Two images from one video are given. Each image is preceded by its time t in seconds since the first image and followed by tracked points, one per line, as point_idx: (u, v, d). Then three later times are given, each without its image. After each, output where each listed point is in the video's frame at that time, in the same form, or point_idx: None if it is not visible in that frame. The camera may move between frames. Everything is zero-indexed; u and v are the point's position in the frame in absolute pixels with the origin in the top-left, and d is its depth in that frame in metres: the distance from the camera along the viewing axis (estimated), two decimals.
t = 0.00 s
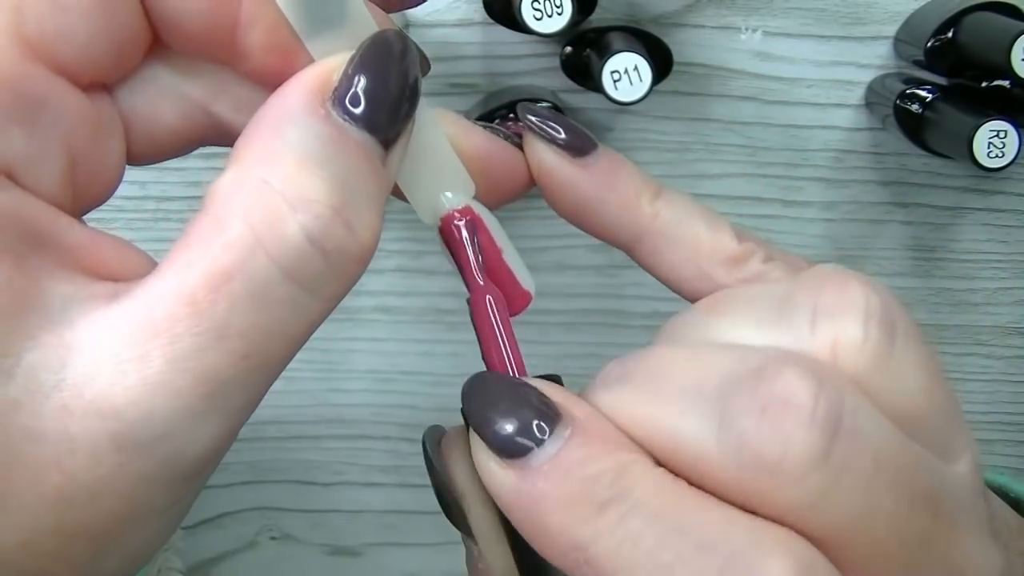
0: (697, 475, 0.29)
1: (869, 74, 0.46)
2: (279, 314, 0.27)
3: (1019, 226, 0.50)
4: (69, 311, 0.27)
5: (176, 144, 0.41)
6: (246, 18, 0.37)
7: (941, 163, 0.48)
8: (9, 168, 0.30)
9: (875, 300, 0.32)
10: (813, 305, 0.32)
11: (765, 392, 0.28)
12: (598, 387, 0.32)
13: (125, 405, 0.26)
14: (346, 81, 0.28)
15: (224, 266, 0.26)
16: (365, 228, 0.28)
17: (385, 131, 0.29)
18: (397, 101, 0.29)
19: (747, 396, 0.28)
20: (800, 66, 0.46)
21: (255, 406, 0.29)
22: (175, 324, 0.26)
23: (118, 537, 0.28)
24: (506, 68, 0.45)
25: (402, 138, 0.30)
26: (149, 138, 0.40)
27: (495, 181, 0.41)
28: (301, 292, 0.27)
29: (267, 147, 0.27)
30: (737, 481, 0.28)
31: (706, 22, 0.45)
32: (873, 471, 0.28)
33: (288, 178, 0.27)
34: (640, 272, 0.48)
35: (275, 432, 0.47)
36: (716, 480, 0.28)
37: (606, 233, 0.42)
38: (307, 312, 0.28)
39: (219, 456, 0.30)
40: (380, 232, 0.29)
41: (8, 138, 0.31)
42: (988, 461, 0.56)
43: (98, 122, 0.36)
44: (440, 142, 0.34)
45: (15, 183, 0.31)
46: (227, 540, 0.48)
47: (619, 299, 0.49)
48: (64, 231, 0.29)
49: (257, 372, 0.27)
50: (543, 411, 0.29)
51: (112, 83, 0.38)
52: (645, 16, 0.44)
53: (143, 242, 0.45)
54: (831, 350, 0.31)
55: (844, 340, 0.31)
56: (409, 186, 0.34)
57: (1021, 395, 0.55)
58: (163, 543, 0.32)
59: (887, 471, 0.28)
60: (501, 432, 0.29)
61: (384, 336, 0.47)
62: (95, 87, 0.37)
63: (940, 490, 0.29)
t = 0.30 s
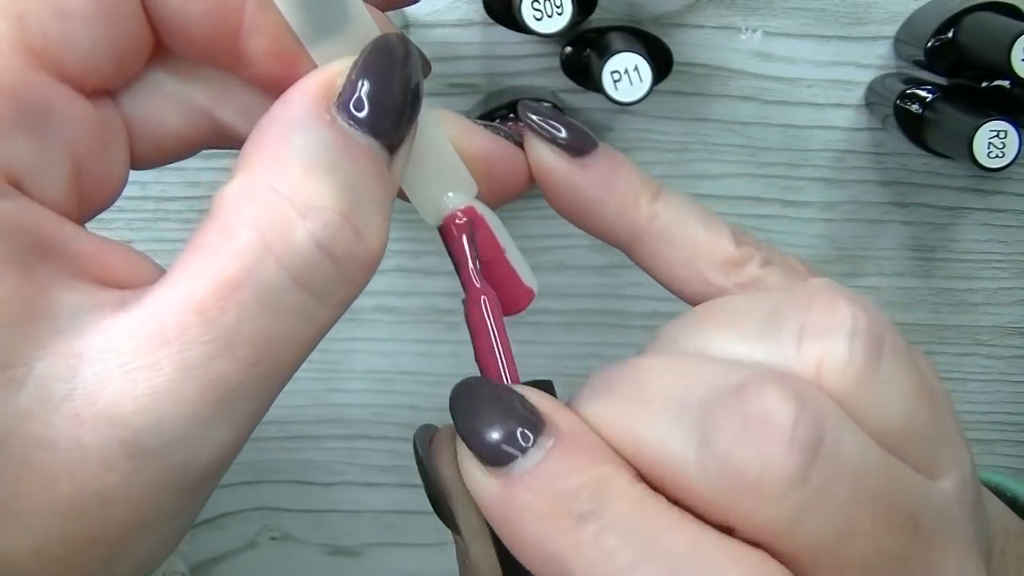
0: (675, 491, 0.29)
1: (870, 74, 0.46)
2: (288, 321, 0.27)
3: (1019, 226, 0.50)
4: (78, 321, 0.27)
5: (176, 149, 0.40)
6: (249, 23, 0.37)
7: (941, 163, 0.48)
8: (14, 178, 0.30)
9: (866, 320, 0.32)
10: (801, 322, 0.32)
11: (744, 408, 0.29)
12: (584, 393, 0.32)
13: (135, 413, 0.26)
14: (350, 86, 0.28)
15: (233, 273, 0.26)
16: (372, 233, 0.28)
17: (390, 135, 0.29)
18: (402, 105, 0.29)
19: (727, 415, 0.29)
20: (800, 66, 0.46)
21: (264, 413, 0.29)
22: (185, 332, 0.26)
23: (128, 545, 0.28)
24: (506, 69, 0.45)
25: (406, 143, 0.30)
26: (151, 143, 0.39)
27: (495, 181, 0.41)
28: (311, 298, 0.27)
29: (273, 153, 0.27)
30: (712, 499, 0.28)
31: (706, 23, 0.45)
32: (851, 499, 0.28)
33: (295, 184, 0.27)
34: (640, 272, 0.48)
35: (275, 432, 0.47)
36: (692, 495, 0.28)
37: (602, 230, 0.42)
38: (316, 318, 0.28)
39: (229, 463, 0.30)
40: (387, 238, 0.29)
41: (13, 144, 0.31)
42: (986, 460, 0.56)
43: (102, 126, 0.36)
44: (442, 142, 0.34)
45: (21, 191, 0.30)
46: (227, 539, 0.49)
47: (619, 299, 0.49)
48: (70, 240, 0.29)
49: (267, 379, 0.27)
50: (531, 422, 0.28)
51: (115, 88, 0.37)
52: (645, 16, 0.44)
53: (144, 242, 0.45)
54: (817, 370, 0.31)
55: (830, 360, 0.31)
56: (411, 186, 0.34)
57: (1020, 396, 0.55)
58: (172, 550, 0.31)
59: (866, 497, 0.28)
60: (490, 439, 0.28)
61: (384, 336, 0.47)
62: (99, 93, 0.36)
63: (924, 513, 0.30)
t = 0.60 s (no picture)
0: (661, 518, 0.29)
1: (870, 74, 0.46)
2: (293, 317, 0.27)
3: (1020, 225, 0.50)
4: (82, 319, 0.27)
5: (176, 149, 0.40)
6: (249, 25, 0.37)
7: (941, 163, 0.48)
8: (19, 179, 0.30)
9: (863, 354, 0.32)
10: (797, 353, 0.32)
11: (736, 446, 0.29)
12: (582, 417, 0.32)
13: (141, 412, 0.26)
14: (351, 84, 0.28)
15: (238, 271, 0.26)
16: (376, 230, 0.28)
17: (391, 133, 0.29)
18: (401, 103, 0.29)
19: (718, 451, 0.29)
20: (800, 66, 0.46)
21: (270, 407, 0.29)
22: (192, 331, 0.26)
23: (136, 542, 0.28)
24: (506, 69, 0.45)
25: (406, 140, 0.30)
26: (151, 142, 0.39)
27: (494, 178, 0.41)
28: (316, 296, 0.27)
29: (277, 153, 0.27)
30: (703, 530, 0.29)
31: (706, 23, 0.45)
32: (837, 534, 0.29)
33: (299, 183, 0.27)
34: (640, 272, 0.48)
35: (275, 432, 0.47)
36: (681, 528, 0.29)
37: (601, 236, 0.41)
38: (321, 314, 0.28)
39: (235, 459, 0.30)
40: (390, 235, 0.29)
41: (17, 146, 0.31)
42: (984, 460, 0.56)
43: (104, 128, 0.36)
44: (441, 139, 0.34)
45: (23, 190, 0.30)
46: (228, 539, 0.49)
47: (619, 299, 0.49)
48: (74, 237, 0.29)
49: (273, 376, 0.27)
50: (522, 443, 0.29)
51: (116, 87, 0.37)
52: (645, 16, 0.44)
53: (143, 242, 0.45)
54: (811, 405, 0.31)
55: (824, 394, 0.31)
56: (410, 182, 0.34)
57: (1019, 396, 0.55)
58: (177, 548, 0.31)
59: (853, 529, 0.29)
60: (482, 461, 0.29)
61: (384, 336, 0.47)
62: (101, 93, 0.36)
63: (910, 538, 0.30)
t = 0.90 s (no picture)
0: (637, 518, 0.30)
1: (870, 74, 0.46)
2: (299, 313, 0.27)
3: (1020, 226, 0.50)
4: (89, 316, 0.27)
5: (178, 146, 0.40)
6: (249, 24, 0.37)
7: (941, 163, 0.48)
8: (25, 177, 0.30)
9: (850, 364, 0.31)
10: (784, 360, 0.32)
11: (717, 454, 0.29)
12: (573, 425, 0.32)
13: (148, 408, 0.26)
14: (352, 78, 0.28)
15: (242, 266, 0.26)
16: (381, 225, 0.28)
17: (392, 128, 0.29)
18: (402, 99, 0.29)
19: (699, 457, 0.29)
20: (800, 66, 0.46)
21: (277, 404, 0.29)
22: (198, 327, 0.26)
23: (142, 540, 0.28)
24: (507, 68, 0.45)
25: (407, 135, 0.30)
26: (153, 139, 0.39)
27: (494, 172, 0.41)
28: (321, 290, 0.27)
29: (281, 148, 0.27)
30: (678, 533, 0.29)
31: (706, 23, 0.45)
32: (813, 540, 0.29)
33: (303, 178, 0.27)
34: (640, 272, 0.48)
35: (275, 432, 0.47)
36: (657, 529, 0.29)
37: (598, 234, 0.41)
38: (326, 309, 0.28)
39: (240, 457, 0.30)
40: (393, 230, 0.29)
41: (21, 146, 0.30)
42: (982, 459, 0.56)
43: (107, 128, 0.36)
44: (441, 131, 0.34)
45: (29, 188, 0.30)
46: (228, 539, 0.49)
47: (619, 299, 0.49)
48: (80, 235, 0.29)
49: (279, 371, 0.27)
50: (519, 450, 0.30)
51: (117, 87, 0.37)
52: (645, 16, 0.44)
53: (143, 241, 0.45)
54: (794, 413, 0.31)
55: (807, 405, 0.31)
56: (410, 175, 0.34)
57: (1018, 396, 0.55)
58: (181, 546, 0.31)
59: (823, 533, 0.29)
60: (481, 466, 0.30)
61: (384, 336, 0.47)
62: (104, 92, 0.36)
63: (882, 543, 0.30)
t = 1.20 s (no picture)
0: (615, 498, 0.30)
1: (870, 74, 0.46)
2: (298, 319, 0.27)
3: (1020, 225, 0.50)
4: (87, 324, 0.27)
5: (176, 150, 0.40)
6: (248, 29, 0.37)
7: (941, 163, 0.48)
8: (22, 183, 0.30)
9: (827, 350, 0.31)
10: (760, 345, 0.32)
11: (686, 435, 0.29)
12: (557, 401, 0.32)
13: (147, 414, 0.26)
14: (350, 83, 0.28)
15: (241, 272, 0.26)
16: (381, 230, 0.28)
17: (392, 131, 0.29)
18: (402, 103, 0.29)
19: (669, 433, 0.29)
20: (800, 66, 0.46)
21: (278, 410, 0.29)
22: (197, 334, 0.26)
23: (144, 545, 0.28)
24: (507, 69, 0.45)
25: (407, 139, 0.30)
26: (151, 142, 0.39)
27: (493, 173, 0.41)
28: (321, 297, 0.27)
29: (280, 155, 0.27)
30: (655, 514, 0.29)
31: (706, 23, 0.45)
32: (784, 523, 0.29)
33: (302, 185, 0.27)
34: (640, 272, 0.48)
35: (275, 432, 0.47)
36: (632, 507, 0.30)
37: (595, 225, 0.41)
38: (325, 315, 0.28)
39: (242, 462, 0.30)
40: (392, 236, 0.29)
41: (20, 151, 0.30)
42: (981, 458, 0.56)
43: (105, 133, 0.36)
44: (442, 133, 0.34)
45: (28, 195, 0.30)
46: (228, 538, 0.49)
47: (619, 299, 0.49)
48: (78, 242, 0.29)
49: (279, 377, 0.27)
50: (498, 420, 0.30)
51: (115, 91, 0.37)
52: (645, 16, 0.44)
53: (143, 242, 0.45)
54: (769, 396, 0.31)
55: (784, 390, 0.31)
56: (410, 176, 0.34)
57: (1018, 396, 0.55)
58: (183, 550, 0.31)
59: (800, 522, 0.29)
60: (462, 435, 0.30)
61: (384, 336, 0.47)
62: (101, 96, 0.36)
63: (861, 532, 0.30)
